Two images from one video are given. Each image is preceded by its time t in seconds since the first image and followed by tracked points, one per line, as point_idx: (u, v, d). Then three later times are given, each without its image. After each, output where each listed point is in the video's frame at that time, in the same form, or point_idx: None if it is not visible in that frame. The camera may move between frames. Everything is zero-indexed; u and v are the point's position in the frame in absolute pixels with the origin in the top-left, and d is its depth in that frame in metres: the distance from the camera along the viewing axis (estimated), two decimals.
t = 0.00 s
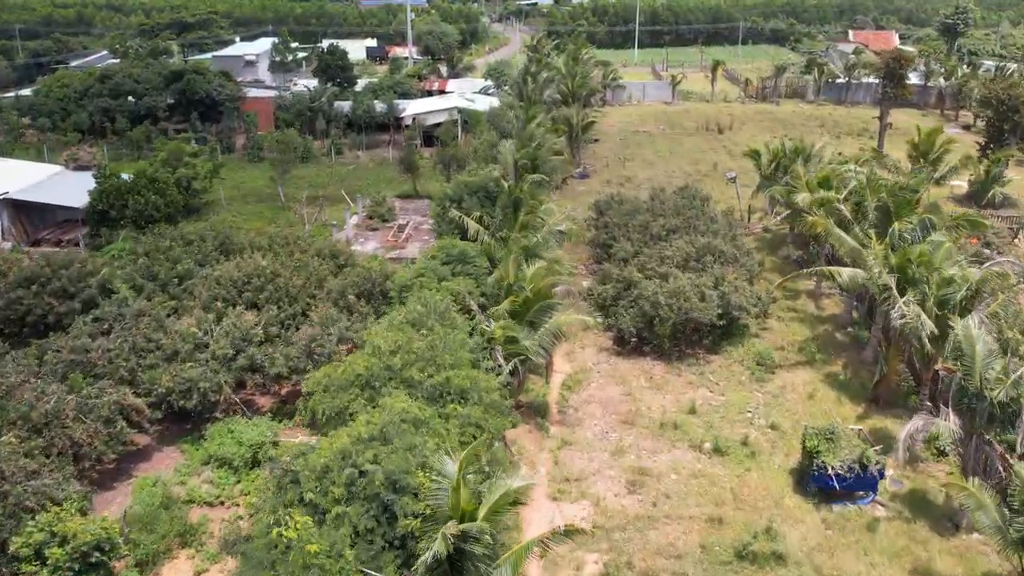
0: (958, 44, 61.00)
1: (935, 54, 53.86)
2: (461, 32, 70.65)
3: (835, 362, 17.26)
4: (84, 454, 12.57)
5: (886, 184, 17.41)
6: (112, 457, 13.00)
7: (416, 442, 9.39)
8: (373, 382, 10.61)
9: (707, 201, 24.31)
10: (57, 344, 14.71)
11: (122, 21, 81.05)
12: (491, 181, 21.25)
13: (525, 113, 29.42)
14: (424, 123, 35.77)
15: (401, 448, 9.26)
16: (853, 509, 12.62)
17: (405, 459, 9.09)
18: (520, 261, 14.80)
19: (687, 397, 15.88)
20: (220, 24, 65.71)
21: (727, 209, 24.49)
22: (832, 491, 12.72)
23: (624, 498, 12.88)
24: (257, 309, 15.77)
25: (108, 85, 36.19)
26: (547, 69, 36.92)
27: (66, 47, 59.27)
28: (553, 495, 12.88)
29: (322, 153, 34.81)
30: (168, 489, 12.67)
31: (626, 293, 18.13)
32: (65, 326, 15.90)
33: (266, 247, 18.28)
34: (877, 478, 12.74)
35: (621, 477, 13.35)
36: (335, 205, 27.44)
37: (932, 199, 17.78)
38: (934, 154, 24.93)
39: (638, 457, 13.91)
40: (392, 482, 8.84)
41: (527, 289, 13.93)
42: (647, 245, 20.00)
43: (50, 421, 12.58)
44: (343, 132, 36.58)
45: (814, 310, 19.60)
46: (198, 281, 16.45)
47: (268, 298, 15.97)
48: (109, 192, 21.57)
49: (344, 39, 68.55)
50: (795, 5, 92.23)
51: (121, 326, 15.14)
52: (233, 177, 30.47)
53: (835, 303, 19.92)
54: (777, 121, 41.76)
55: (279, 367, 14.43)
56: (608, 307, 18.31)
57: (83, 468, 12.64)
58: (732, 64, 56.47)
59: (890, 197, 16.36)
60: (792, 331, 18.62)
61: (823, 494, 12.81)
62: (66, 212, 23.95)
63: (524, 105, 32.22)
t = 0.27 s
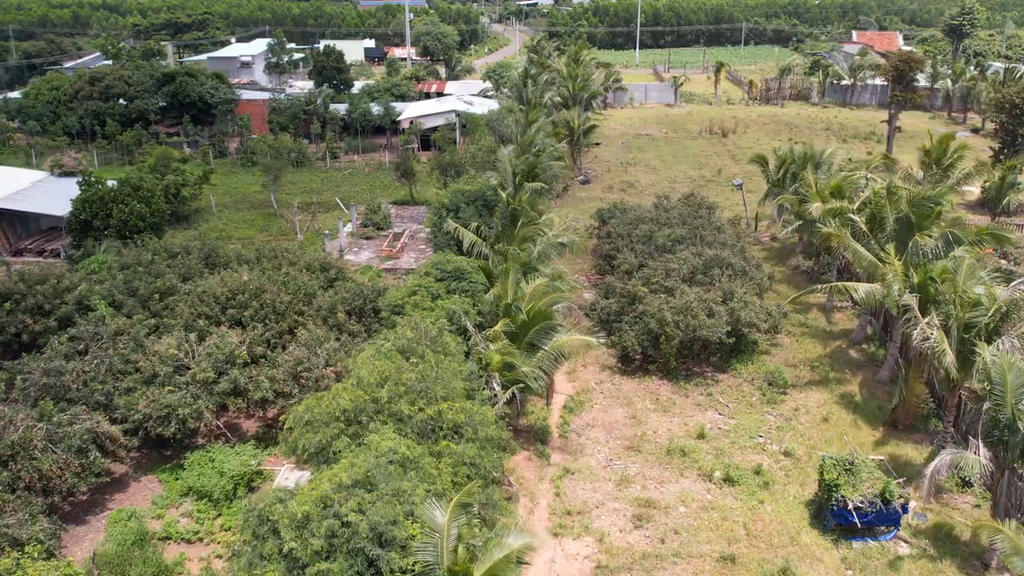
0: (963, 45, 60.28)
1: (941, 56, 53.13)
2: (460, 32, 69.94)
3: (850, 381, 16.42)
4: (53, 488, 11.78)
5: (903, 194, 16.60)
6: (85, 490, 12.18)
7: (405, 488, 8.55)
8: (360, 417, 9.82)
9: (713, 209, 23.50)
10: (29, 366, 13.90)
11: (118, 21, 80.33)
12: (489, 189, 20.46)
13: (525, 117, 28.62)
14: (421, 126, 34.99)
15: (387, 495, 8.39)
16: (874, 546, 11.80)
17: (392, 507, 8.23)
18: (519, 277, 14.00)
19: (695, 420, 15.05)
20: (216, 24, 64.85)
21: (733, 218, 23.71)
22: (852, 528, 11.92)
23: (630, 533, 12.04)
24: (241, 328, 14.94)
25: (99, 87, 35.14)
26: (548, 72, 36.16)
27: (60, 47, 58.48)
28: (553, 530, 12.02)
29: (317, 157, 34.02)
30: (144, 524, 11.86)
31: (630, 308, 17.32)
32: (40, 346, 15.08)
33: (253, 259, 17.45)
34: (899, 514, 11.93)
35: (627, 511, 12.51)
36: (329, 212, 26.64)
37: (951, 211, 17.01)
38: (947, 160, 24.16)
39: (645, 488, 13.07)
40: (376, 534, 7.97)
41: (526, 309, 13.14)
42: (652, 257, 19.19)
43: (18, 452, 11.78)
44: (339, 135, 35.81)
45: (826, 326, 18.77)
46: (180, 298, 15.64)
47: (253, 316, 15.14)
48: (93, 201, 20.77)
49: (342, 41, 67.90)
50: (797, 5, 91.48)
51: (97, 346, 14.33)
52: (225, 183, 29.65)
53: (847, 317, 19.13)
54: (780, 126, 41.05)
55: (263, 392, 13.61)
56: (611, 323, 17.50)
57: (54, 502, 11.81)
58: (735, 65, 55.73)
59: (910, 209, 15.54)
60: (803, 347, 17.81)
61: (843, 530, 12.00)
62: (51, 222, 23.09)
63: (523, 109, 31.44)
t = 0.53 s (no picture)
0: (969, 46, 59.50)
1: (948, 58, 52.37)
2: (460, 34, 69.19)
3: (866, 404, 15.60)
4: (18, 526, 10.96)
5: (923, 206, 15.77)
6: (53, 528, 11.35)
7: (390, 545, 7.71)
8: (342, 459, 9.01)
9: (719, 218, 22.70)
10: None
11: (113, 22, 79.57)
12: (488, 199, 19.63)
13: (524, 121, 27.82)
14: (418, 130, 34.20)
15: (370, 553, 7.56)
16: None
17: (375, 568, 7.41)
18: (517, 297, 13.19)
19: (705, 447, 14.23)
20: (212, 25, 63.98)
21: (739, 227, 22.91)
22: (876, 570, 11.07)
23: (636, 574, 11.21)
24: (224, 350, 14.13)
25: (88, 90, 34.30)
26: (548, 75, 35.39)
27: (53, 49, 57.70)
28: (553, 571, 11.19)
29: (312, 161, 33.21)
30: (114, 566, 11.03)
31: (634, 326, 16.50)
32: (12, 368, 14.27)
33: (239, 274, 16.64)
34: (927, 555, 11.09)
35: (632, 550, 11.67)
36: (323, 220, 25.83)
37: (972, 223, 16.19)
38: (961, 167, 23.32)
39: (652, 524, 12.24)
40: None
41: (524, 333, 12.34)
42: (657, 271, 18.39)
43: None
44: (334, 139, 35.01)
45: (839, 343, 17.95)
46: (160, 317, 14.82)
47: (236, 337, 14.33)
48: (75, 211, 19.96)
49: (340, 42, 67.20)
50: (799, 5, 90.67)
51: (71, 369, 13.50)
52: (216, 189, 28.83)
53: (861, 333, 18.32)
54: (785, 130, 40.30)
55: (245, 419, 12.79)
56: (615, 341, 16.69)
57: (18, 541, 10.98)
58: (738, 67, 54.96)
59: (931, 222, 14.72)
60: (816, 366, 16.99)
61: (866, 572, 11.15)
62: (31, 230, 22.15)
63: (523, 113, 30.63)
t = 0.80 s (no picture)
0: (976, 47, 58.72)
1: (955, 59, 51.54)
2: (459, 34, 68.44)
3: (885, 429, 14.75)
4: None
5: (945, 219, 14.94)
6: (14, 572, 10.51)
7: None
8: (323, 509, 8.17)
9: (726, 227, 21.86)
10: None
11: (110, 22, 78.91)
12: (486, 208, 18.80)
13: (524, 126, 26.99)
14: (414, 133, 33.38)
15: None
16: None
17: None
18: (517, 319, 12.38)
19: (714, 477, 13.38)
20: (208, 26, 63.06)
21: (747, 236, 22.09)
22: None
23: None
24: (204, 374, 13.31)
25: (77, 93, 33.63)
26: (548, 77, 34.59)
27: (46, 48, 56.87)
28: None
29: (306, 166, 32.39)
30: None
31: (640, 345, 15.68)
32: None
33: (224, 291, 15.82)
34: None
35: None
36: (316, 229, 25.01)
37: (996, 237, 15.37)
38: (977, 174, 22.38)
39: (660, 565, 11.38)
40: None
41: (524, 359, 11.52)
42: (663, 286, 17.58)
43: None
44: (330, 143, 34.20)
45: (855, 361, 17.10)
46: (138, 337, 13.97)
47: (217, 360, 13.51)
48: (55, 222, 19.14)
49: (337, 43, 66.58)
50: (802, 5, 89.80)
51: (40, 394, 12.65)
52: (207, 196, 28.01)
53: (876, 350, 17.49)
54: (790, 134, 39.47)
55: (224, 450, 11.96)
56: (619, 360, 15.86)
57: None
58: (741, 68, 54.19)
59: (955, 237, 13.91)
60: (831, 386, 16.15)
61: None
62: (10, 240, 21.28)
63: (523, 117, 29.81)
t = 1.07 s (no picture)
0: (982, 47, 57.94)
1: (962, 60, 50.78)
2: (458, 35, 67.70)
3: (905, 456, 13.94)
4: None
5: (969, 235, 14.14)
6: None
7: None
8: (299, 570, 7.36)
9: (734, 237, 21.07)
10: None
11: (106, 22, 78.07)
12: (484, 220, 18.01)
13: (524, 131, 26.19)
14: (411, 137, 32.59)
15: None
16: None
17: None
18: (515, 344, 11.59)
19: (726, 510, 12.57)
20: (203, 26, 62.09)
21: (755, 247, 21.29)
22: None
23: None
24: (183, 401, 12.50)
25: (66, 96, 32.66)
26: (549, 80, 33.81)
27: (38, 49, 55.98)
28: None
29: (301, 171, 31.59)
30: None
31: (646, 366, 14.89)
32: None
33: (207, 309, 14.99)
34: None
35: None
36: (309, 238, 24.21)
37: (1021, 251, 14.59)
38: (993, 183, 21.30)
39: None
40: None
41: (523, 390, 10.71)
42: (669, 302, 16.78)
43: None
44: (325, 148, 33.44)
45: (870, 381, 16.30)
46: (113, 360, 13.14)
47: (197, 385, 12.70)
48: (34, 234, 18.33)
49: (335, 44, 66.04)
50: (805, 4, 88.89)
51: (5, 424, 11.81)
52: (197, 204, 27.20)
53: (892, 369, 16.70)
54: (795, 137, 38.66)
55: (201, 488, 11.14)
56: (623, 382, 15.05)
57: None
58: (744, 69, 53.46)
59: (980, 255, 13.20)
60: (846, 409, 15.34)
61: None
62: None
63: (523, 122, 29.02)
